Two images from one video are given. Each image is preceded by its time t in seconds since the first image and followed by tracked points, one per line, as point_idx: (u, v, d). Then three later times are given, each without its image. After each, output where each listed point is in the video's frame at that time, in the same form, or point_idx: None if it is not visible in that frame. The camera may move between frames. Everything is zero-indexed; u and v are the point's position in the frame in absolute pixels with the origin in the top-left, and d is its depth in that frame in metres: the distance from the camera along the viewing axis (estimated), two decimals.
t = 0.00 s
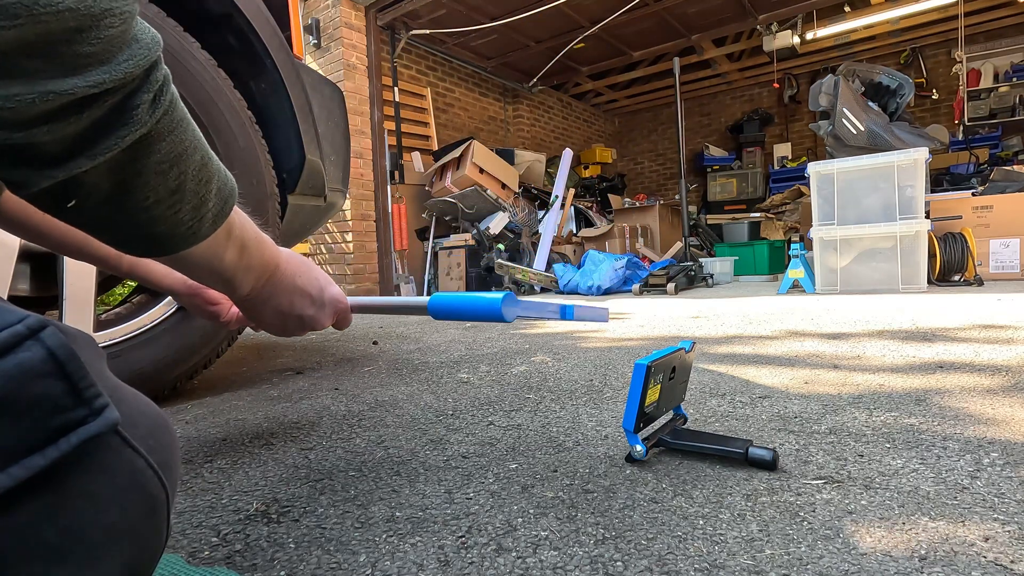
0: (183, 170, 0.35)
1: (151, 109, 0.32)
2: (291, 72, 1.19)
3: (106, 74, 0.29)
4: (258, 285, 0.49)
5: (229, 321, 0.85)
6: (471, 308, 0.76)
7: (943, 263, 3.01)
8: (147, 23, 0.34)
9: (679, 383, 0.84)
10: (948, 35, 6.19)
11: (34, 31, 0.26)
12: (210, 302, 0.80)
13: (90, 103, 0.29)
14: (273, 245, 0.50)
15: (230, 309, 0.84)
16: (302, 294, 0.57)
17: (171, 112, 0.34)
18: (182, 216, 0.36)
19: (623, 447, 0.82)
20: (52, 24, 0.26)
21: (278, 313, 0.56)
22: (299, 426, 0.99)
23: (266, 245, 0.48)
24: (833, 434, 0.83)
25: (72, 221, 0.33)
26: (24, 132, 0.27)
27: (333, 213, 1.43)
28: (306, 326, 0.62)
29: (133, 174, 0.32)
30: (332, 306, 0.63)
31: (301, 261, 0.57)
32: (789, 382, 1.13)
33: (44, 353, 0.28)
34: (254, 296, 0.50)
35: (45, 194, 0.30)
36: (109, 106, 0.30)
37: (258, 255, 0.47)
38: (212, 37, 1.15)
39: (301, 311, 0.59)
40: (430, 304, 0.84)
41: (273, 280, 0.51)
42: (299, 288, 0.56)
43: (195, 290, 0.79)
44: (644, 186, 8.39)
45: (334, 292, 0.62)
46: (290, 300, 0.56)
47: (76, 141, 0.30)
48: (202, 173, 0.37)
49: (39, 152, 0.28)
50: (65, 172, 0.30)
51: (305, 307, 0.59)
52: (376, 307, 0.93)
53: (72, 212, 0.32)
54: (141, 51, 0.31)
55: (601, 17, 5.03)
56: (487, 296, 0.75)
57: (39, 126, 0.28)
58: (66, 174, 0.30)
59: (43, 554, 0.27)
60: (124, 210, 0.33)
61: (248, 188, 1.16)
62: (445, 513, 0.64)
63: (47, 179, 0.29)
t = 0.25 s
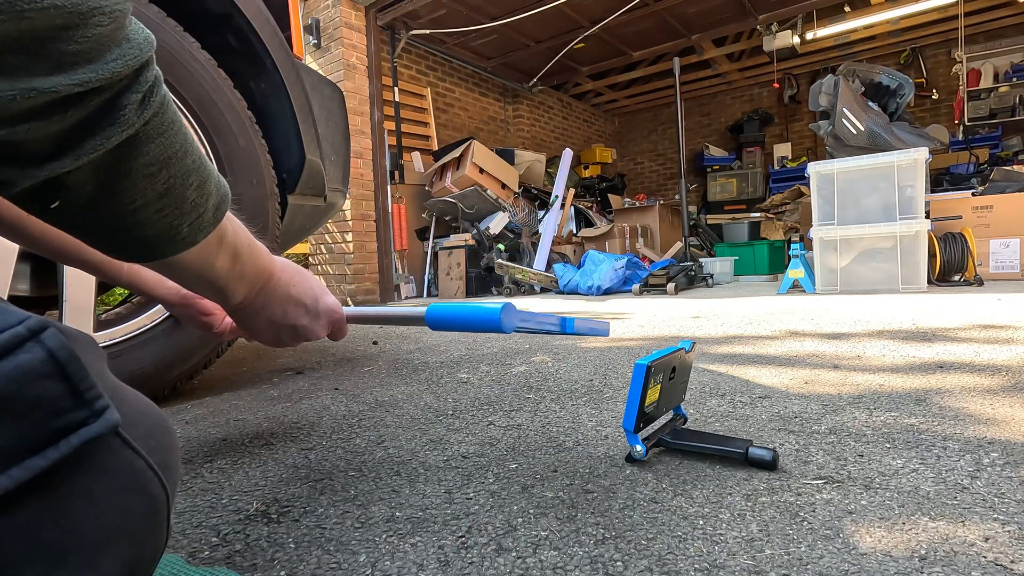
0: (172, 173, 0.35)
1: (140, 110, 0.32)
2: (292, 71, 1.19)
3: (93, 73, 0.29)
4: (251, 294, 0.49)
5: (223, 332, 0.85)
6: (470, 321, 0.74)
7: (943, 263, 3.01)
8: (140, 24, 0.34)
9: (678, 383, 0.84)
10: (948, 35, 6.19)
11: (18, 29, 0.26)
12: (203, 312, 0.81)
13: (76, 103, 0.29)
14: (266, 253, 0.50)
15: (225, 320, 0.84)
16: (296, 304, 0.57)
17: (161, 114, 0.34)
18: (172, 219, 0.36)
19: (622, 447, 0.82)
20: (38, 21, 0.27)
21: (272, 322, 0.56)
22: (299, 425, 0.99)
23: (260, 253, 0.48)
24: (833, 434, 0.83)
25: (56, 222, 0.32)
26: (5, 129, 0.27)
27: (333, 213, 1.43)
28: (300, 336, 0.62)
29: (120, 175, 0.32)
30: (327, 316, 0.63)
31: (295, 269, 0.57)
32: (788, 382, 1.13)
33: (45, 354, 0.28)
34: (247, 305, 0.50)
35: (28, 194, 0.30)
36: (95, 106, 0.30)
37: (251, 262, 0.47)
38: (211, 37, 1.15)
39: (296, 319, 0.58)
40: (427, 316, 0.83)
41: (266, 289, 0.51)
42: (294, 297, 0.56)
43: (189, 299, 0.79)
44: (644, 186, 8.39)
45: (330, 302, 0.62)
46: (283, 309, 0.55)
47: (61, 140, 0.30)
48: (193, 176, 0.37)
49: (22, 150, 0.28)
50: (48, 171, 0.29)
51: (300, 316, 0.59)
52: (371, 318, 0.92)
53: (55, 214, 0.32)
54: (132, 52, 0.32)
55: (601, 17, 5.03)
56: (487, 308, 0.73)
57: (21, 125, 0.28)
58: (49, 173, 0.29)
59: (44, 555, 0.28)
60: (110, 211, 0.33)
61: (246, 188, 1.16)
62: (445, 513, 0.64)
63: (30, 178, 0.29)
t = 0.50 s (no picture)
0: (165, 171, 0.35)
1: (131, 108, 0.32)
2: (291, 71, 1.19)
3: (83, 69, 0.29)
4: (248, 290, 0.50)
5: (217, 330, 0.85)
6: (472, 296, 0.76)
7: (943, 263, 3.01)
8: (135, 21, 0.34)
9: (678, 383, 0.84)
10: (948, 35, 6.19)
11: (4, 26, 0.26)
12: (196, 309, 0.80)
13: (65, 99, 0.29)
14: (262, 249, 0.50)
15: (219, 317, 0.84)
16: (294, 298, 0.57)
17: (154, 111, 0.34)
18: (166, 218, 0.36)
19: (622, 447, 0.82)
20: (24, 17, 0.26)
21: (272, 318, 0.57)
22: (299, 425, 0.99)
23: (256, 249, 0.48)
24: (833, 434, 0.83)
25: (48, 221, 0.33)
26: None
27: (333, 213, 1.43)
28: (300, 330, 0.62)
29: (113, 173, 0.32)
30: (326, 309, 0.63)
31: (291, 264, 0.57)
32: (788, 382, 1.13)
33: (44, 355, 0.28)
34: (245, 302, 0.51)
35: (21, 192, 0.30)
36: (85, 103, 0.30)
37: (248, 259, 0.47)
38: (211, 37, 1.15)
39: (295, 313, 0.59)
40: (426, 295, 0.83)
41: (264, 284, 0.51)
42: (291, 291, 0.56)
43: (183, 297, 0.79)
44: (643, 186, 8.39)
45: (327, 294, 0.62)
46: (282, 304, 0.56)
47: (50, 139, 0.29)
48: (188, 175, 0.37)
49: (12, 149, 0.28)
50: (37, 170, 0.29)
51: (298, 310, 0.59)
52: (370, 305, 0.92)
53: (48, 212, 0.32)
54: (124, 48, 0.31)
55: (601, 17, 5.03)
56: (489, 283, 0.75)
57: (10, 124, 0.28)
58: (39, 172, 0.29)
59: (44, 557, 0.28)
60: (102, 210, 0.33)
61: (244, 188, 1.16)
62: (445, 513, 0.64)
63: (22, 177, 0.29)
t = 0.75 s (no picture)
0: (181, 171, 0.35)
1: (148, 109, 0.32)
2: (291, 71, 1.19)
3: (102, 74, 0.29)
4: (258, 279, 0.50)
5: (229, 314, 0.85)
6: (470, 287, 0.76)
7: (943, 263, 3.01)
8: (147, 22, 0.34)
9: (678, 383, 0.84)
10: (948, 35, 6.19)
11: (28, 32, 0.26)
12: (206, 296, 0.80)
13: (86, 103, 0.29)
14: (268, 237, 0.50)
15: (229, 302, 0.84)
16: (301, 285, 0.57)
17: (169, 112, 0.34)
18: (180, 215, 0.36)
19: (622, 447, 0.82)
20: (47, 24, 0.27)
21: (279, 305, 0.57)
22: (299, 425, 0.99)
23: (261, 238, 0.48)
24: (833, 434, 0.83)
25: (69, 219, 0.33)
26: (19, 132, 0.28)
27: (333, 213, 1.43)
28: (307, 316, 0.62)
29: (130, 174, 0.32)
30: (332, 295, 0.63)
31: (297, 251, 0.57)
32: (789, 382, 1.13)
33: (43, 355, 0.28)
34: (253, 291, 0.50)
35: (43, 194, 0.31)
36: (105, 107, 0.30)
37: (255, 249, 0.47)
38: (211, 37, 1.15)
39: (302, 301, 0.59)
40: (430, 284, 0.84)
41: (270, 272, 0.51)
42: (298, 278, 0.56)
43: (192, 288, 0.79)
44: (643, 186, 8.39)
45: (333, 281, 0.62)
46: (289, 291, 0.56)
47: (71, 141, 0.30)
48: (200, 173, 0.37)
49: (36, 152, 0.29)
50: (60, 173, 0.30)
51: (305, 297, 0.59)
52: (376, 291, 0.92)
53: (70, 212, 0.32)
54: (139, 51, 0.32)
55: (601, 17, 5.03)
56: (486, 274, 0.75)
57: (33, 127, 0.28)
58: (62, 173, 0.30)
59: (43, 557, 0.28)
60: (120, 209, 0.33)
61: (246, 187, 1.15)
62: (445, 513, 0.64)
63: (44, 178, 0.30)
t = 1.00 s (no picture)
0: (180, 170, 0.35)
1: (146, 109, 0.32)
2: (291, 72, 1.19)
3: (100, 72, 0.29)
4: (258, 277, 0.50)
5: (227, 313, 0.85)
6: (471, 283, 0.76)
7: (943, 263, 3.01)
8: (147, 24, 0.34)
9: (678, 383, 0.84)
10: (948, 35, 6.19)
11: (26, 31, 0.26)
12: (206, 294, 0.80)
13: (83, 101, 0.29)
14: (267, 235, 0.50)
15: (228, 300, 0.84)
16: (301, 282, 0.57)
17: (168, 111, 0.34)
18: (179, 214, 0.36)
19: (622, 447, 0.82)
20: (44, 24, 0.27)
21: (279, 303, 0.57)
22: (299, 426, 0.99)
23: (261, 236, 0.48)
24: (833, 434, 0.83)
25: (68, 218, 0.33)
26: (18, 130, 0.28)
27: (333, 213, 1.43)
28: (307, 313, 0.62)
29: (129, 173, 0.32)
30: (331, 292, 0.63)
31: (296, 249, 0.57)
32: (789, 382, 1.13)
33: (44, 355, 0.28)
34: (253, 289, 0.50)
35: (42, 193, 0.31)
36: (103, 105, 0.30)
37: (255, 247, 0.47)
38: (211, 37, 1.15)
39: (301, 298, 0.59)
40: (429, 281, 0.84)
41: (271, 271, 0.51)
42: (297, 276, 0.56)
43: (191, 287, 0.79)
44: (643, 186, 8.40)
45: (333, 278, 0.62)
46: (289, 289, 0.56)
47: (70, 140, 0.30)
48: (199, 172, 0.37)
49: (33, 151, 0.29)
50: (58, 172, 0.30)
51: (304, 294, 0.59)
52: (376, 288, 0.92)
53: (69, 211, 0.32)
54: (137, 50, 0.32)
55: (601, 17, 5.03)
56: (489, 271, 0.76)
57: (31, 125, 0.28)
58: (61, 173, 0.30)
59: (43, 558, 0.28)
60: (119, 208, 0.33)
61: (245, 187, 1.15)
62: (445, 513, 0.64)
63: (42, 177, 0.30)
